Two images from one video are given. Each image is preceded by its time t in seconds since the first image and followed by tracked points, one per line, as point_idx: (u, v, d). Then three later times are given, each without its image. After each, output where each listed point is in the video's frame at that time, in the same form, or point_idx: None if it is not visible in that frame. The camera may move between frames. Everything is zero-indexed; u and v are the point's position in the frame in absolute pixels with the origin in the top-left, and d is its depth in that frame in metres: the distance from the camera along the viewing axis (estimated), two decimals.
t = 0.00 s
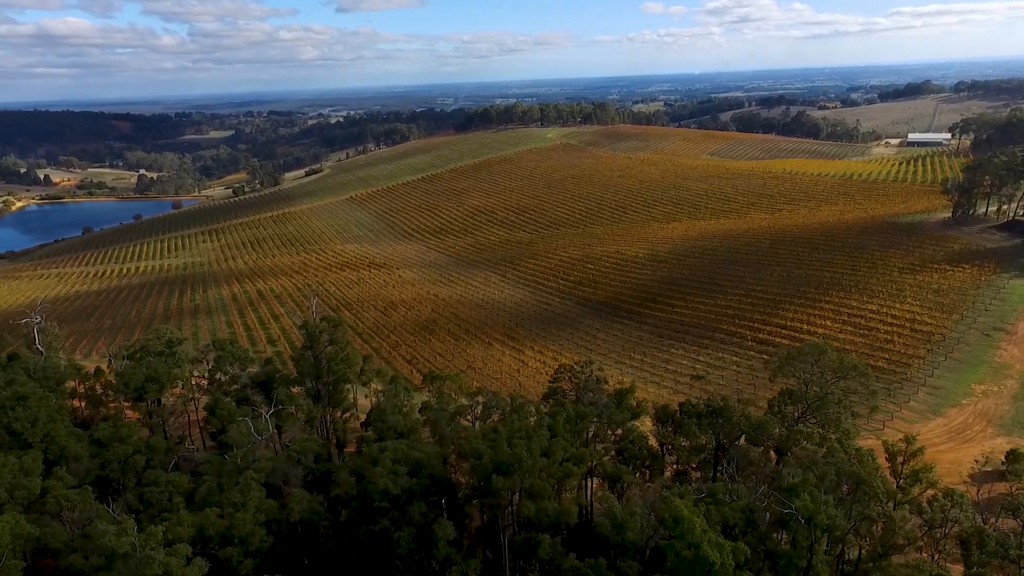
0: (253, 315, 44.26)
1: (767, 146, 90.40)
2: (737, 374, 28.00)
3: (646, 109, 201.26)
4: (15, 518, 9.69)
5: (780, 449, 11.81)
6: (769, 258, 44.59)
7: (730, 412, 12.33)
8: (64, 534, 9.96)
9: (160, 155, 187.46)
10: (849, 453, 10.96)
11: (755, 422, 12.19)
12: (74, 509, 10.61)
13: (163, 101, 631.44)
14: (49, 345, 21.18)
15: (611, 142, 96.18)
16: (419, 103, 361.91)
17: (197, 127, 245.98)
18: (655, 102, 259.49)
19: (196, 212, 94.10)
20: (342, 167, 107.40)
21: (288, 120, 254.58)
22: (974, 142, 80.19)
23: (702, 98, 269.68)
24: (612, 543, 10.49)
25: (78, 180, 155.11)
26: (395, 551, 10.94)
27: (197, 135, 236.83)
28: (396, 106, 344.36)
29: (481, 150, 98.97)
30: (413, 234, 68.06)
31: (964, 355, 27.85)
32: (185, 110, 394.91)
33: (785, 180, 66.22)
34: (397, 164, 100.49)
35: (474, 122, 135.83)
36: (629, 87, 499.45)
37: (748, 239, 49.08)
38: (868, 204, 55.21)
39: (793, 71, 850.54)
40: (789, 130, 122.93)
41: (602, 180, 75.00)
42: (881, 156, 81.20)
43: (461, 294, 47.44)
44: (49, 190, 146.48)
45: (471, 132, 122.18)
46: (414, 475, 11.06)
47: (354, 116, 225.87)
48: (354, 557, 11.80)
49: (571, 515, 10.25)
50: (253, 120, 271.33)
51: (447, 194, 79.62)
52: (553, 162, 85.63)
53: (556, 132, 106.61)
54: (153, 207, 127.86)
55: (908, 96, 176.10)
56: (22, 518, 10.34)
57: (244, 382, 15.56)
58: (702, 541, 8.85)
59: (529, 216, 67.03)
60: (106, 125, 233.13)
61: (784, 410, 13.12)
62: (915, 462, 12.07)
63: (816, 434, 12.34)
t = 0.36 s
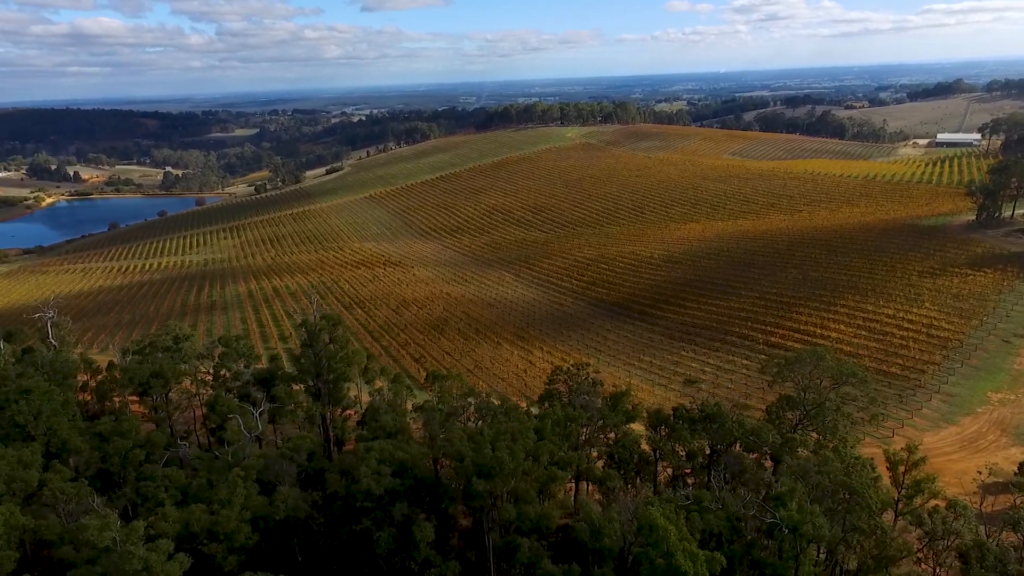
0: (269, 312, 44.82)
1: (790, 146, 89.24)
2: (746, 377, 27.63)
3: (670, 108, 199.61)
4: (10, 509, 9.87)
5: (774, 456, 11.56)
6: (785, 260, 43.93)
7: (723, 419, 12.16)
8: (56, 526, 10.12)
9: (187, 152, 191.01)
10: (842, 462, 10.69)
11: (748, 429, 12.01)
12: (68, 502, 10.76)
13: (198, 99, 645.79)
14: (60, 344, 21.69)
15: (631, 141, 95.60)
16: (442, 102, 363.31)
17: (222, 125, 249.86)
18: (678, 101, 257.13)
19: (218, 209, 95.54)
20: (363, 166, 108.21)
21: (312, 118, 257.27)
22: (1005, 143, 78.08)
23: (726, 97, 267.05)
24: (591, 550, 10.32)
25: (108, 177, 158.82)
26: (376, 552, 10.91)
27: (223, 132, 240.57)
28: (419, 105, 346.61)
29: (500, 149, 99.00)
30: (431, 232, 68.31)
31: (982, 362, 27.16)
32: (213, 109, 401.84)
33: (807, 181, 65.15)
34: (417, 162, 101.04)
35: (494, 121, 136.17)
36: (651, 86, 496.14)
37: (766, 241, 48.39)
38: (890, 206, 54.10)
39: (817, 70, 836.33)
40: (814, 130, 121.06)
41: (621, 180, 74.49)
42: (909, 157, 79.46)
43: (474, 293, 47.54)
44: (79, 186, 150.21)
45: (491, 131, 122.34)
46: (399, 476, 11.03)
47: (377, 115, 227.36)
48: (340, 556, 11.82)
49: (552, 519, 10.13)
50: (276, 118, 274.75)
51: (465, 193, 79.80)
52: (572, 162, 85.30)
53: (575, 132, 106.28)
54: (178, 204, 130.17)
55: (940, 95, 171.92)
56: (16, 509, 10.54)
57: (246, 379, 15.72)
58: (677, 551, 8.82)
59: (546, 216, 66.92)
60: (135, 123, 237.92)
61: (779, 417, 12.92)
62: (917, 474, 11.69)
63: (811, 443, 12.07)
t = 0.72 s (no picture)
0: (285, 308, 45.43)
1: (815, 146, 87.89)
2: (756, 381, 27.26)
3: (697, 107, 197.98)
4: (7, 500, 10.12)
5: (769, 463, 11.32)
6: (803, 262, 43.25)
7: (717, 423, 12.01)
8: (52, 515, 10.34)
9: (214, 149, 194.51)
10: (834, 472, 10.45)
11: (743, 436, 11.83)
12: (65, 493, 11.03)
13: (225, 97, 656.80)
14: (76, 340, 22.23)
15: (654, 140, 94.95)
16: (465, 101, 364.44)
17: (249, 123, 253.74)
18: (704, 101, 254.30)
19: (241, 206, 97.04)
20: (385, 164, 109.02)
21: (337, 116, 260.12)
22: None
23: (754, 96, 263.78)
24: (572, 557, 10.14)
25: (137, 173, 162.59)
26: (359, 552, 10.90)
27: (250, 130, 244.44)
28: (443, 103, 348.68)
29: (521, 148, 99.05)
30: (449, 231, 68.57)
31: (1001, 369, 26.43)
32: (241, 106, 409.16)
33: (831, 182, 63.99)
34: (439, 160, 101.58)
35: (516, 119, 136.88)
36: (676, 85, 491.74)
37: (784, 242, 47.66)
38: (915, 208, 52.85)
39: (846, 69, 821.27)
40: (841, 130, 119.04)
41: (641, 179, 73.93)
42: (939, 158, 77.58)
43: (487, 292, 47.63)
44: (110, 182, 153.93)
45: (512, 130, 122.46)
46: (384, 476, 11.02)
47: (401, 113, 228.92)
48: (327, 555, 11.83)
49: (533, 524, 10.01)
50: (301, 116, 278.15)
51: (485, 192, 79.89)
52: (592, 161, 84.93)
53: (596, 131, 105.89)
54: (203, 201, 132.61)
55: (975, 95, 167.51)
56: (15, 500, 10.80)
57: (251, 375, 15.94)
58: (650, 560, 8.66)
59: (564, 215, 66.77)
60: (165, 121, 242.94)
61: (776, 423, 12.68)
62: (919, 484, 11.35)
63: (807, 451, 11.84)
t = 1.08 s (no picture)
0: (300, 305, 45.92)
1: (841, 147, 86.32)
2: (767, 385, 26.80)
3: (724, 106, 195.74)
4: (7, 492, 10.36)
5: (760, 471, 11.12)
6: (822, 265, 42.46)
7: (710, 429, 11.81)
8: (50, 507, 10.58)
9: (240, 147, 197.59)
10: (825, 482, 10.21)
11: (737, 442, 11.61)
12: (64, 485, 11.29)
13: (251, 95, 668.49)
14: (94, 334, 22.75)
15: (676, 140, 94.09)
16: (489, 100, 364.64)
17: (275, 121, 257.07)
18: (731, 101, 251.11)
19: (264, 203, 98.41)
20: (407, 162, 109.62)
21: (361, 115, 262.39)
22: None
23: (782, 95, 260.20)
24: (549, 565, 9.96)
25: (165, 170, 165.97)
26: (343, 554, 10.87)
27: (276, 128, 247.78)
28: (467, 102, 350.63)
29: (541, 147, 98.87)
30: (467, 229, 68.77)
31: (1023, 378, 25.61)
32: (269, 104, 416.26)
33: (856, 183, 62.70)
34: (458, 159, 101.76)
35: (537, 119, 136.78)
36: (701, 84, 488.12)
37: (804, 244, 46.87)
38: (942, 211, 51.50)
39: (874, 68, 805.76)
40: (870, 130, 116.74)
41: (662, 179, 73.31)
42: (970, 159, 75.55)
43: (502, 291, 47.66)
44: (139, 179, 157.36)
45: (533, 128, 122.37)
46: (369, 476, 11.06)
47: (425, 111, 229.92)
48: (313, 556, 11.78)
49: (514, 528, 9.92)
50: (325, 115, 280.96)
51: (505, 191, 79.89)
52: (613, 160, 84.42)
53: (618, 130, 105.27)
54: (228, 197, 134.89)
55: (1013, 94, 163.01)
56: (15, 491, 11.05)
57: (254, 372, 16.15)
58: (623, 567, 8.62)
59: (582, 215, 66.52)
60: (194, 118, 247.65)
61: (773, 430, 12.43)
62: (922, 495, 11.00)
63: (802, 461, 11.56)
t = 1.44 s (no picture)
0: (314, 302, 46.39)
1: (868, 148, 84.63)
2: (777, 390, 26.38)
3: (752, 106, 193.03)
4: (7, 483, 10.60)
5: (749, 479, 10.96)
6: (841, 268, 41.66)
7: (700, 435, 11.70)
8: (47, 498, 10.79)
9: (265, 145, 200.60)
10: (815, 492, 10.02)
11: (730, 449, 11.45)
12: (63, 477, 11.54)
13: (276, 94, 678.68)
14: (111, 330, 23.27)
15: (698, 140, 93.13)
16: (512, 99, 364.60)
17: (300, 119, 260.24)
18: (758, 100, 247.81)
19: (285, 201, 99.72)
20: (427, 161, 110.17)
21: (385, 113, 264.19)
22: None
23: (810, 95, 256.13)
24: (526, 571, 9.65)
25: (192, 168, 169.12)
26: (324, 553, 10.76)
27: (300, 126, 250.47)
28: (490, 101, 351.08)
29: (561, 146, 98.62)
30: (485, 228, 68.95)
31: None
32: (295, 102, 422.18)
33: (880, 185, 61.38)
34: (478, 159, 101.89)
35: (559, 118, 136.39)
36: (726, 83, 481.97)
37: (824, 247, 46.06)
38: (969, 214, 50.10)
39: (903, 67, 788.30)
40: (899, 130, 114.26)
41: (682, 179, 72.65)
42: (1003, 160, 73.38)
43: (515, 291, 47.68)
44: (166, 175, 160.55)
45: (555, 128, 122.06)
46: (355, 477, 11.06)
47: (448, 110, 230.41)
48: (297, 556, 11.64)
49: (494, 532, 9.76)
50: (348, 113, 283.55)
51: (524, 190, 79.89)
52: (633, 160, 83.90)
53: (640, 129, 104.48)
54: (251, 195, 136.76)
55: None
56: (17, 482, 11.31)
57: (257, 369, 16.34)
58: None
59: (599, 215, 66.25)
60: (221, 116, 251.73)
61: (769, 437, 12.19)
62: (924, 508, 10.78)
63: (797, 469, 11.31)
